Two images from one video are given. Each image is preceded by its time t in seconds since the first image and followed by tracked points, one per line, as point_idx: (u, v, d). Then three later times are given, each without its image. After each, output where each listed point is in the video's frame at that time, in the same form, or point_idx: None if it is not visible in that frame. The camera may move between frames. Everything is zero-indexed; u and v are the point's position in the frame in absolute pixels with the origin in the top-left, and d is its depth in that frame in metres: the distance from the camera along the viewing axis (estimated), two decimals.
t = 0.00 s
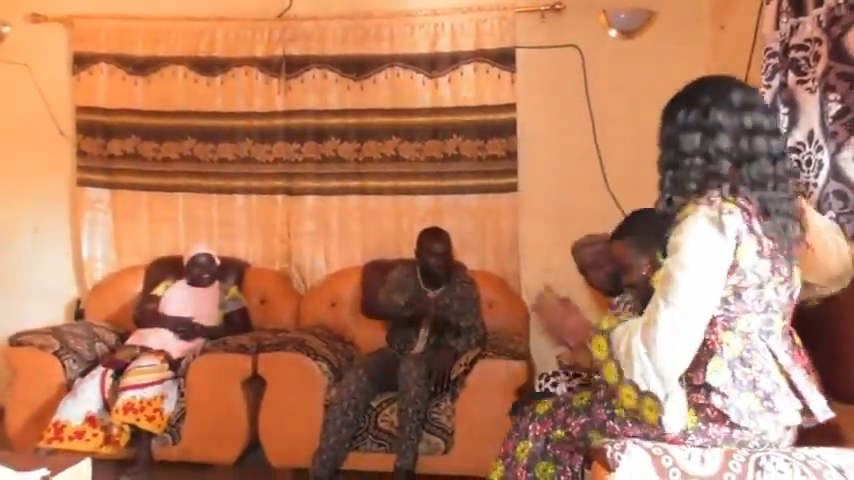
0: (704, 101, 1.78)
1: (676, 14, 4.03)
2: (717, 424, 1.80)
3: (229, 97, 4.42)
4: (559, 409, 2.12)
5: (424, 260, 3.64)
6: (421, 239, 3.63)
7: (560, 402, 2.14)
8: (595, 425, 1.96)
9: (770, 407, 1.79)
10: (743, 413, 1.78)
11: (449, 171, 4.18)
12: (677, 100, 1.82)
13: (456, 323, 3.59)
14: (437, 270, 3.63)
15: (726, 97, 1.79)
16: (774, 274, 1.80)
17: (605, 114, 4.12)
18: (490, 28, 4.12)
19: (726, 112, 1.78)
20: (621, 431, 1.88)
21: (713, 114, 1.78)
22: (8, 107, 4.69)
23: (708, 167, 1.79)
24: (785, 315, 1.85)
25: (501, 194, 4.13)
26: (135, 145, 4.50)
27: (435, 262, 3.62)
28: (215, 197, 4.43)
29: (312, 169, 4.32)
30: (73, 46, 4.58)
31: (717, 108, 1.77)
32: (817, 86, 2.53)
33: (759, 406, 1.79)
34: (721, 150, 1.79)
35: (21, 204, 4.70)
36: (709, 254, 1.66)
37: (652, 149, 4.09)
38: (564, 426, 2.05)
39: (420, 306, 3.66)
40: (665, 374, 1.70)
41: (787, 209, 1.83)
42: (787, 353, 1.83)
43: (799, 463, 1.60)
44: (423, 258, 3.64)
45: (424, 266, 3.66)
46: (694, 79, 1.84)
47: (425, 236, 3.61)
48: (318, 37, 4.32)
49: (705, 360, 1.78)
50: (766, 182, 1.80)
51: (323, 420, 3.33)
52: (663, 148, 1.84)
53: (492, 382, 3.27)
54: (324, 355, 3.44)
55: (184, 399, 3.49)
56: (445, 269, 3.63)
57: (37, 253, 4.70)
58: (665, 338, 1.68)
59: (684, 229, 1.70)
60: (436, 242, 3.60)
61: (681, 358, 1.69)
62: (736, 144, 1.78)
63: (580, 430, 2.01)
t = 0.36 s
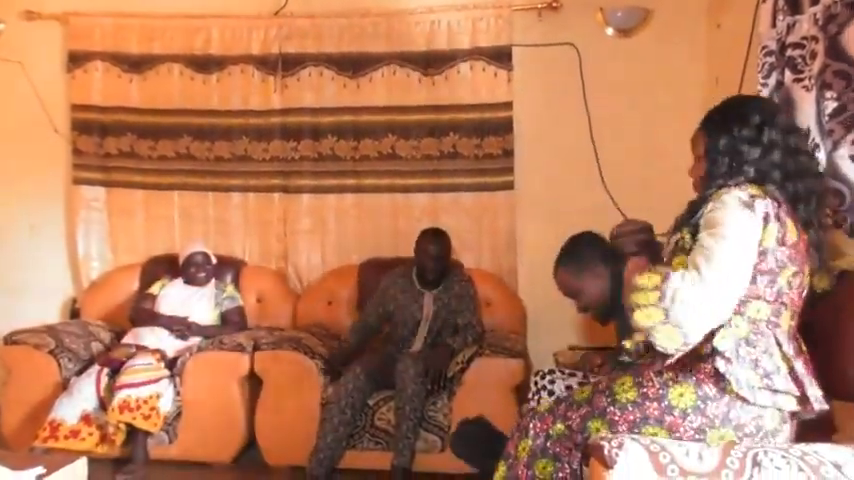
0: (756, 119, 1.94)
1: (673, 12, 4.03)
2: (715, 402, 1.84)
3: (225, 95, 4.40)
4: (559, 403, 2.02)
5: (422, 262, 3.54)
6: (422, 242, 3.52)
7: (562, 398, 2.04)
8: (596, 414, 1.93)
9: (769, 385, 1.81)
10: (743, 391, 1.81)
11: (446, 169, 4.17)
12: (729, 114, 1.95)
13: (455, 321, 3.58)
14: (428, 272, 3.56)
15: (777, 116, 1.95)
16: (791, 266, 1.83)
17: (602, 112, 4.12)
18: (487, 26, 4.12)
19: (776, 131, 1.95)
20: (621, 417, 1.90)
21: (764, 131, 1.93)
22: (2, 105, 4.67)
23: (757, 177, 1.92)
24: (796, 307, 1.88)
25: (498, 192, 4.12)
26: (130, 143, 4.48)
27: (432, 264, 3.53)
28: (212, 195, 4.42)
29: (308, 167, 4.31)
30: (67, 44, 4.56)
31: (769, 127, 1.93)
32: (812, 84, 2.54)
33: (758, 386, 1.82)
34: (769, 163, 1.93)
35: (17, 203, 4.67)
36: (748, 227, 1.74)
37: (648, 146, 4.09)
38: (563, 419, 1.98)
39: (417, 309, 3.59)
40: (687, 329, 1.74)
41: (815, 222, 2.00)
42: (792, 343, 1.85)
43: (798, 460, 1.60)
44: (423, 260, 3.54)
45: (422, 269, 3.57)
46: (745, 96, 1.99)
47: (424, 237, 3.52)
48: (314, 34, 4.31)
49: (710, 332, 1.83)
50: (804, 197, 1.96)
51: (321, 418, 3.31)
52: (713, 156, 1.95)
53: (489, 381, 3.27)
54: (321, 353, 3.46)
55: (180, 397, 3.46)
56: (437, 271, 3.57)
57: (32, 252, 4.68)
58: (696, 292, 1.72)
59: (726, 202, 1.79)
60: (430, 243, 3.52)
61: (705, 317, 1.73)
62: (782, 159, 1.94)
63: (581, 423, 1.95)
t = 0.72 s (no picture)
0: (719, 124, 2.07)
1: (670, 10, 4.02)
2: (709, 370, 1.90)
3: (220, 92, 4.38)
4: (557, 414, 2.03)
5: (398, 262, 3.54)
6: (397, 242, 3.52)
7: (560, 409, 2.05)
8: (598, 413, 1.94)
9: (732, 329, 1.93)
10: (698, 332, 1.91)
11: (443, 167, 4.16)
12: (700, 118, 2.10)
13: (445, 319, 3.59)
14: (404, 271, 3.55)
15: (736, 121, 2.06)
16: (731, 221, 1.94)
17: (600, 110, 4.11)
18: (484, 23, 4.10)
19: (737, 135, 2.05)
20: (625, 410, 1.91)
21: (724, 135, 2.05)
22: None
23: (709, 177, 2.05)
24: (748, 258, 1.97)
25: (496, 190, 4.11)
26: (125, 141, 4.45)
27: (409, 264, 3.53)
28: (207, 193, 4.39)
29: (305, 165, 4.29)
30: (61, 41, 4.52)
31: (730, 130, 2.05)
32: (811, 82, 2.54)
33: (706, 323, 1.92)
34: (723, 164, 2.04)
35: (10, 200, 4.63)
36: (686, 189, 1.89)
37: (646, 144, 4.09)
38: (566, 426, 1.97)
39: (399, 307, 3.57)
40: (651, 293, 1.93)
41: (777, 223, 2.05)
42: (743, 288, 1.95)
43: (801, 459, 1.59)
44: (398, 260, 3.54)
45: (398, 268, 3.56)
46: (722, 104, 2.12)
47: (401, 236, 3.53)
48: (310, 32, 4.29)
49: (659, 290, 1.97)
50: (765, 198, 2.03)
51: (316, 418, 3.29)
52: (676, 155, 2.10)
53: (486, 379, 3.26)
54: (317, 353, 3.43)
55: (176, 397, 3.42)
56: (413, 270, 3.55)
57: (26, 250, 4.64)
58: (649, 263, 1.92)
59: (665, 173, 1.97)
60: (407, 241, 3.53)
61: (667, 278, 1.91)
62: (737, 161, 2.04)
63: (584, 425, 1.95)
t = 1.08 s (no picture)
0: (718, 105, 2.13)
1: (669, 7, 4.01)
2: (691, 350, 1.92)
3: (217, 89, 4.35)
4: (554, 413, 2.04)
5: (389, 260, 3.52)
6: (388, 240, 3.49)
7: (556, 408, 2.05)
8: (596, 407, 1.96)
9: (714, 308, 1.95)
10: (675, 309, 1.93)
11: (441, 164, 4.14)
12: (698, 104, 2.15)
13: (444, 317, 3.58)
14: (396, 269, 3.54)
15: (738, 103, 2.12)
16: (731, 200, 1.96)
17: (598, 108, 4.10)
18: (483, 20, 4.09)
19: (739, 115, 2.11)
20: (619, 399, 1.94)
21: (726, 115, 2.11)
22: None
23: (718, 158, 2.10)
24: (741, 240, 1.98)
25: (494, 187, 4.10)
26: (121, 138, 4.42)
27: (400, 262, 3.50)
28: (204, 190, 4.36)
29: (302, 162, 4.27)
30: (56, 37, 4.49)
31: (730, 111, 2.11)
32: (812, 79, 2.54)
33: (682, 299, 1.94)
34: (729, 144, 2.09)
35: (5, 198, 4.60)
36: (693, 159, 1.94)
37: (644, 142, 4.08)
38: (566, 425, 1.98)
39: (395, 305, 3.58)
40: (645, 256, 1.95)
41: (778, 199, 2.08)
42: (729, 268, 1.95)
43: (804, 457, 1.59)
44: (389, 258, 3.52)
45: (390, 266, 3.55)
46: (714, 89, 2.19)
47: (392, 234, 3.49)
48: (307, 28, 4.27)
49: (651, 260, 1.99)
50: (765, 174, 2.07)
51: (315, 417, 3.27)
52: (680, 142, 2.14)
53: (487, 377, 3.25)
54: (316, 351, 3.41)
55: (173, 396, 3.39)
56: (405, 269, 3.54)
57: (21, 248, 4.61)
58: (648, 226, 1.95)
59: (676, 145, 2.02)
60: (397, 239, 3.49)
61: (663, 242, 1.93)
62: (742, 140, 2.09)
63: (583, 420, 1.97)
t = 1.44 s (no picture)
0: (735, 99, 2.22)
1: (665, 5, 4.01)
2: (711, 379, 2.02)
3: (213, 86, 4.33)
4: (558, 412, 2.08)
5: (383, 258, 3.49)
6: (383, 238, 3.46)
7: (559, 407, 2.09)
8: (604, 416, 2.05)
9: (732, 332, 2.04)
10: (697, 334, 2.02)
11: (437, 162, 4.14)
12: (714, 99, 2.23)
13: (440, 315, 3.58)
14: (390, 267, 3.52)
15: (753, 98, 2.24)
16: (752, 213, 2.06)
17: (595, 105, 4.10)
18: (479, 17, 4.09)
19: (755, 109, 2.23)
20: (631, 414, 2.03)
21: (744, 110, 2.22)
22: None
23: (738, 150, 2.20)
24: (755, 256, 2.09)
25: (491, 185, 4.10)
26: (116, 136, 4.40)
27: (395, 260, 3.48)
28: (199, 188, 4.35)
29: (298, 159, 4.25)
30: (50, 34, 4.46)
31: (747, 106, 2.23)
32: (808, 75, 2.55)
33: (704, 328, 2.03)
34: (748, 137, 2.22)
35: None
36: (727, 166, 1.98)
37: (641, 139, 4.08)
38: (571, 427, 2.04)
39: (390, 303, 3.58)
40: (687, 270, 2.00)
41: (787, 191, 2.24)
42: (745, 291, 2.05)
43: (802, 452, 1.58)
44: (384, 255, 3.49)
45: (385, 264, 3.52)
46: (721, 81, 2.28)
47: (388, 232, 3.46)
48: (303, 26, 4.25)
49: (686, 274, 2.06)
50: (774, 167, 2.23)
51: (311, 414, 3.27)
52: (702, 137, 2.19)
53: (485, 374, 3.25)
54: (312, 349, 3.40)
55: (169, 394, 3.38)
56: (400, 267, 3.52)
57: (16, 247, 4.58)
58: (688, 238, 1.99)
59: (706, 148, 2.05)
60: (393, 237, 3.46)
61: (700, 252, 1.99)
62: (760, 133, 2.22)
63: (591, 425, 2.05)
